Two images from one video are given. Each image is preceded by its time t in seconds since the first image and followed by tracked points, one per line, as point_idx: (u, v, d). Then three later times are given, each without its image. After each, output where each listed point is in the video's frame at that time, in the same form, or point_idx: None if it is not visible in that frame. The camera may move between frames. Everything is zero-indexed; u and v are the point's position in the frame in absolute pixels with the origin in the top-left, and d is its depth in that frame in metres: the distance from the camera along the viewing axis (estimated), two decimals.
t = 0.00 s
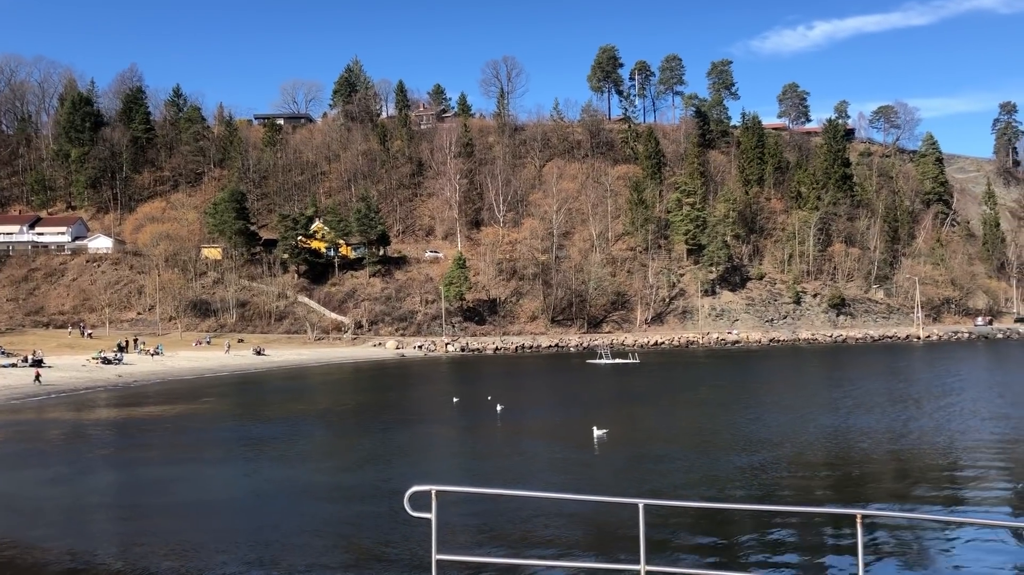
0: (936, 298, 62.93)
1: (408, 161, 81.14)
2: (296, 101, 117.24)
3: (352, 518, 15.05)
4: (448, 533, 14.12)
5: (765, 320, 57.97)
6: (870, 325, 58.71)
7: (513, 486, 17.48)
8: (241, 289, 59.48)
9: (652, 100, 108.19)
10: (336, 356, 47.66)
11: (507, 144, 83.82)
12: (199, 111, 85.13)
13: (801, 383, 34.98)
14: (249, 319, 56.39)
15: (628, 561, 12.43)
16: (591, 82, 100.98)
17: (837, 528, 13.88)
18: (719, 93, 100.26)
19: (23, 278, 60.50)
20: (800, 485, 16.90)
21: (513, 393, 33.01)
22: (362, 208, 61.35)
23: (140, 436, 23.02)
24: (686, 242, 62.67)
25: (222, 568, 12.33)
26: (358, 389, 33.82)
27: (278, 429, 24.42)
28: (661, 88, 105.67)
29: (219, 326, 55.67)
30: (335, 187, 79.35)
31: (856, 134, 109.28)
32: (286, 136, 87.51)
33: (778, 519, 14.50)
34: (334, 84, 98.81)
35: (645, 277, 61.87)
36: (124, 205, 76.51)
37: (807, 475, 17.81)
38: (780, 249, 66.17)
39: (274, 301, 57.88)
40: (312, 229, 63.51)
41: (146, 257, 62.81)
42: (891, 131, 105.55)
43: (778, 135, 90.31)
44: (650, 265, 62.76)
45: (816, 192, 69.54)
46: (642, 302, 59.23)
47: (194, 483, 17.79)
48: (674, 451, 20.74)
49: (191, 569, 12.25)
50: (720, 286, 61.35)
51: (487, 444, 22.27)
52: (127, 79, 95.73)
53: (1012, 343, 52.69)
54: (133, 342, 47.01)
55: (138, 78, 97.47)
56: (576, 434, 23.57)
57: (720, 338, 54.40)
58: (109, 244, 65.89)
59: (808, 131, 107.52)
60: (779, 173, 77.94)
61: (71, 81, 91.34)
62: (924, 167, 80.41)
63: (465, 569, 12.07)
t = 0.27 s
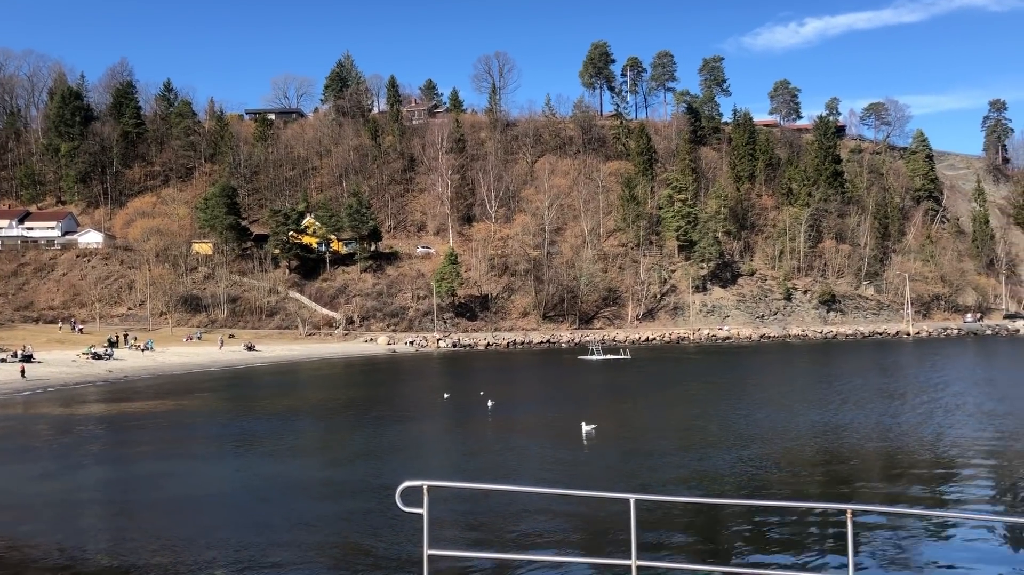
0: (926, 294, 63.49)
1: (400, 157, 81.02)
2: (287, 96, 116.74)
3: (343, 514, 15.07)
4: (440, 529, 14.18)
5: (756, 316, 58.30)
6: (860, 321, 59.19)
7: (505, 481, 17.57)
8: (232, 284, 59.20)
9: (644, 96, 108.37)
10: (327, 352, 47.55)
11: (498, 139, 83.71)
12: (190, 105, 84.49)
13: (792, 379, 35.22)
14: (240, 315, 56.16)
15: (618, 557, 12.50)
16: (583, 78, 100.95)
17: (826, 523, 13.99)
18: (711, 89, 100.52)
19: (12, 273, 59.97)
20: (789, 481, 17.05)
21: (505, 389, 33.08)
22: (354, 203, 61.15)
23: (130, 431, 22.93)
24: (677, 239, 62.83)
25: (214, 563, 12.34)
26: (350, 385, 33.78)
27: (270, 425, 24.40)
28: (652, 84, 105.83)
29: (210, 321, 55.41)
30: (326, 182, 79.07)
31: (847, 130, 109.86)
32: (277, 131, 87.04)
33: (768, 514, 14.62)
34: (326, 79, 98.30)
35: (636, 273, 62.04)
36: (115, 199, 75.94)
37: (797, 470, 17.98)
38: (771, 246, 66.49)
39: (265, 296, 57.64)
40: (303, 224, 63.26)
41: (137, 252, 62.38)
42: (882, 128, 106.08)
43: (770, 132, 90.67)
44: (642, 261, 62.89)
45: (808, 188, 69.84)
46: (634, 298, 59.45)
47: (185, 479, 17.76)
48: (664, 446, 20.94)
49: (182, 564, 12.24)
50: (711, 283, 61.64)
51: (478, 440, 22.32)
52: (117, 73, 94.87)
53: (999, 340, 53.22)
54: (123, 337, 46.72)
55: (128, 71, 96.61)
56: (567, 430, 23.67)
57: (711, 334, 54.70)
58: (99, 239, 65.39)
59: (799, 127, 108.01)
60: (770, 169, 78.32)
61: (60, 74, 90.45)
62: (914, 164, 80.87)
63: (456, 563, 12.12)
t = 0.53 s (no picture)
0: (913, 292, 64.16)
1: (389, 153, 80.74)
2: (276, 91, 116.04)
3: (332, 510, 15.07)
4: (429, 525, 14.23)
5: (744, 314, 58.71)
6: (848, 318, 59.75)
7: (494, 478, 17.65)
8: (221, 280, 58.81)
9: (634, 94, 108.66)
10: (315, 348, 47.39)
11: (488, 136, 83.61)
12: (179, 100, 83.71)
13: (781, 376, 35.50)
14: (228, 311, 55.81)
15: (607, 553, 12.60)
16: (573, 75, 101.02)
17: (814, 519, 14.17)
18: (701, 87, 100.93)
19: None
20: (777, 478, 17.19)
21: (494, 386, 33.14)
22: (343, 199, 60.91)
23: (118, 426, 22.82)
24: (666, 236, 63.13)
25: (203, 559, 12.32)
26: (339, 381, 33.72)
27: (258, 421, 24.34)
28: (642, 82, 106.11)
29: (198, 317, 55.04)
30: (315, 178, 78.71)
31: (835, 129, 110.68)
32: (266, 126, 86.45)
33: (755, 510, 14.79)
34: (315, 74, 97.72)
35: (626, 270, 62.24)
36: (102, 194, 75.21)
37: (784, 467, 18.14)
38: (760, 244, 66.99)
39: (254, 292, 57.31)
40: (292, 220, 62.96)
41: (125, 247, 61.83)
42: (871, 127, 107.08)
43: (759, 130, 91.21)
44: (631, 258, 63.12)
45: (796, 186, 70.31)
46: (623, 295, 59.69)
47: (174, 475, 17.67)
48: (652, 443, 21.09)
49: (171, 560, 12.22)
50: (700, 280, 61.99)
51: (468, 437, 22.36)
52: (104, 68, 93.90)
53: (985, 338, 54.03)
54: (111, 333, 46.32)
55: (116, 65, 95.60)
56: (557, 426, 23.76)
57: (700, 331, 55.05)
58: (87, 234, 64.75)
59: (788, 125, 108.69)
60: (759, 167, 78.82)
61: (47, 68, 89.40)
62: (902, 162, 81.52)
63: (445, 559, 12.18)
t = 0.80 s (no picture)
0: (898, 292, 64.97)
1: (377, 150, 80.35)
2: (263, 86, 115.24)
3: (317, 508, 15.07)
4: (417, 522, 14.27)
5: (731, 312, 59.20)
6: (834, 318, 60.40)
7: (483, 476, 17.72)
8: (207, 277, 58.38)
9: (623, 93, 108.99)
10: (302, 345, 47.22)
11: (477, 134, 83.53)
12: (166, 95, 82.85)
13: (766, 375, 35.86)
14: (215, 307, 55.44)
15: (595, 550, 12.69)
16: (561, 73, 101.16)
17: (798, 515, 14.35)
18: (689, 86, 101.44)
19: None
20: (763, 476, 17.38)
21: (481, 383, 33.18)
22: (330, 196, 60.66)
23: (103, 422, 22.65)
24: (654, 235, 63.52)
25: (188, 557, 12.29)
26: (326, 378, 33.65)
27: (245, 418, 24.24)
28: (631, 81, 106.40)
29: (184, 313, 54.63)
30: (302, 174, 78.31)
31: (823, 129, 111.62)
32: (254, 122, 85.84)
33: (741, 508, 14.95)
34: (303, 70, 97.08)
35: (613, 268, 62.51)
36: (88, 189, 74.39)
37: (770, 466, 18.32)
38: (746, 243, 67.56)
39: (240, 289, 56.97)
40: (279, 217, 62.57)
41: (110, 243, 61.21)
42: (857, 127, 108.22)
43: (747, 129, 91.83)
44: (618, 257, 63.40)
45: (783, 185, 70.99)
46: (610, 293, 59.97)
47: (160, 472, 17.56)
48: (639, 441, 21.22)
49: (156, 558, 12.16)
50: (687, 279, 62.36)
51: (455, 434, 22.41)
52: (90, 62, 92.78)
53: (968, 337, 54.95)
54: (96, 329, 45.86)
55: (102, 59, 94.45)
56: (545, 424, 23.83)
57: (686, 330, 55.47)
58: (72, 230, 64.02)
59: (775, 125, 109.53)
60: (746, 167, 79.44)
61: (31, 62, 88.16)
62: (887, 163, 82.33)
63: (434, 557, 12.21)
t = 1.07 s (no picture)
0: (883, 292, 65.78)
1: (364, 148, 79.93)
2: (249, 83, 114.38)
3: (303, 507, 15.03)
4: (404, 522, 14.28)
5: (717, 312, 59.64)
6: (819, 317, 61.03)
7: (470, 475, 17.75)
8: (193, 274, 57.91)
9: (610, 92, 109.34)
10: (288, 343, 46.96)
11: (464, 132, 83.44)
12: (151, 92, 81.99)
13: (751, 375, 36.19)
14: (200, 305, 55.01)
15: (581, 549, 12.78)
16: (549, 72, 101.28)
17: (781, 514, 14.53)
18: (676, 86, 101.98)
19: None
20: (748, 474, 17.53)
21: (468, 383, 33.19)
22: (317, 194, 60.33)
23: (86, 421, 22.42)
24: (640, 235, 63.87)
25: (174, 556, 12.24)
26: (312, 377, 33.50)
27: (230, 417, 24.07)
28: (618, 80, 106.74)
29: (169, 311, 54.17)
30: (289, 172, 77.87)
31: (808, 129, 112.64)
32: (240, 120, 85.18)
33: (726, 506, 15.11)
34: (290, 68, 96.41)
35: (600, 268, 62.77)
36: (72, 186, 73.49)
37: (754, 465, 18.51)
38: (732, 243, 68.09)
39: (226, 287, 56.55)
40: (265, 214, 62.13)
41: (94, 241, 60.55)
42: (843, 127, 109.21)
43: (733, 129, 92.44)
44: (605, 256, 63.65)
45: (769, 186, 71.64)
46: (597, 293, 60.21)
47: (145, 471, 17.41)
48: (626, 441, 21.30)
49: (140, 558, 12.08)
50: (674, 278, 62.70)
51: (442, 434, 22.40)
52: (75, 58, 91.67)
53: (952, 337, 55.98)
54: (80, 327, 45.37)
55: (86, 55, 93.30)
56: (533, 424, 23.86)
57: (672, 329, 55.83)
58: (56, 227, 63.22)
59: (762, 125, 110.40)
60: (732, 167, 80.03)
61: (13, 57, 86.92)
62: (872, 164, 83.15)
63: (421, 556, 12.23)
